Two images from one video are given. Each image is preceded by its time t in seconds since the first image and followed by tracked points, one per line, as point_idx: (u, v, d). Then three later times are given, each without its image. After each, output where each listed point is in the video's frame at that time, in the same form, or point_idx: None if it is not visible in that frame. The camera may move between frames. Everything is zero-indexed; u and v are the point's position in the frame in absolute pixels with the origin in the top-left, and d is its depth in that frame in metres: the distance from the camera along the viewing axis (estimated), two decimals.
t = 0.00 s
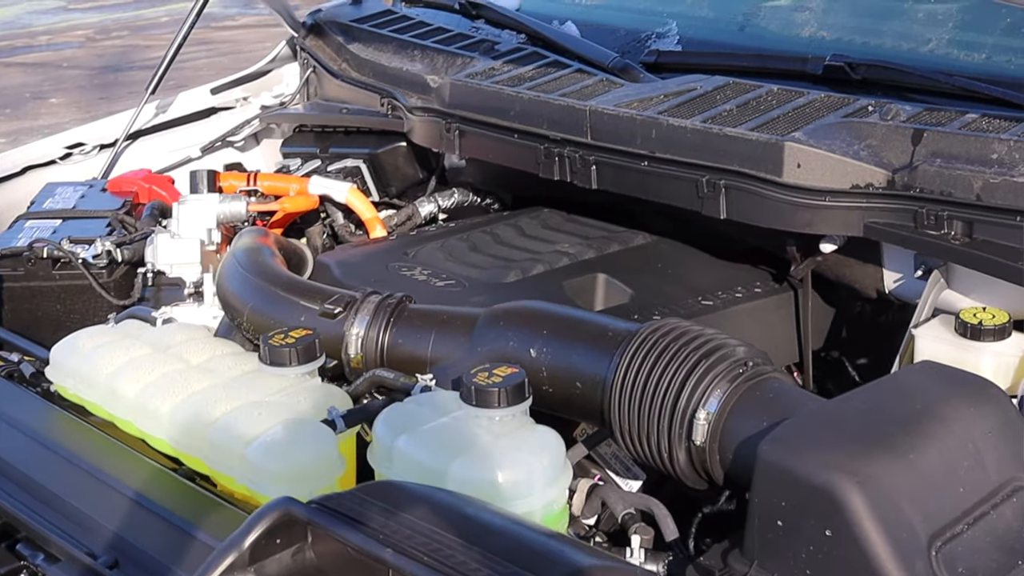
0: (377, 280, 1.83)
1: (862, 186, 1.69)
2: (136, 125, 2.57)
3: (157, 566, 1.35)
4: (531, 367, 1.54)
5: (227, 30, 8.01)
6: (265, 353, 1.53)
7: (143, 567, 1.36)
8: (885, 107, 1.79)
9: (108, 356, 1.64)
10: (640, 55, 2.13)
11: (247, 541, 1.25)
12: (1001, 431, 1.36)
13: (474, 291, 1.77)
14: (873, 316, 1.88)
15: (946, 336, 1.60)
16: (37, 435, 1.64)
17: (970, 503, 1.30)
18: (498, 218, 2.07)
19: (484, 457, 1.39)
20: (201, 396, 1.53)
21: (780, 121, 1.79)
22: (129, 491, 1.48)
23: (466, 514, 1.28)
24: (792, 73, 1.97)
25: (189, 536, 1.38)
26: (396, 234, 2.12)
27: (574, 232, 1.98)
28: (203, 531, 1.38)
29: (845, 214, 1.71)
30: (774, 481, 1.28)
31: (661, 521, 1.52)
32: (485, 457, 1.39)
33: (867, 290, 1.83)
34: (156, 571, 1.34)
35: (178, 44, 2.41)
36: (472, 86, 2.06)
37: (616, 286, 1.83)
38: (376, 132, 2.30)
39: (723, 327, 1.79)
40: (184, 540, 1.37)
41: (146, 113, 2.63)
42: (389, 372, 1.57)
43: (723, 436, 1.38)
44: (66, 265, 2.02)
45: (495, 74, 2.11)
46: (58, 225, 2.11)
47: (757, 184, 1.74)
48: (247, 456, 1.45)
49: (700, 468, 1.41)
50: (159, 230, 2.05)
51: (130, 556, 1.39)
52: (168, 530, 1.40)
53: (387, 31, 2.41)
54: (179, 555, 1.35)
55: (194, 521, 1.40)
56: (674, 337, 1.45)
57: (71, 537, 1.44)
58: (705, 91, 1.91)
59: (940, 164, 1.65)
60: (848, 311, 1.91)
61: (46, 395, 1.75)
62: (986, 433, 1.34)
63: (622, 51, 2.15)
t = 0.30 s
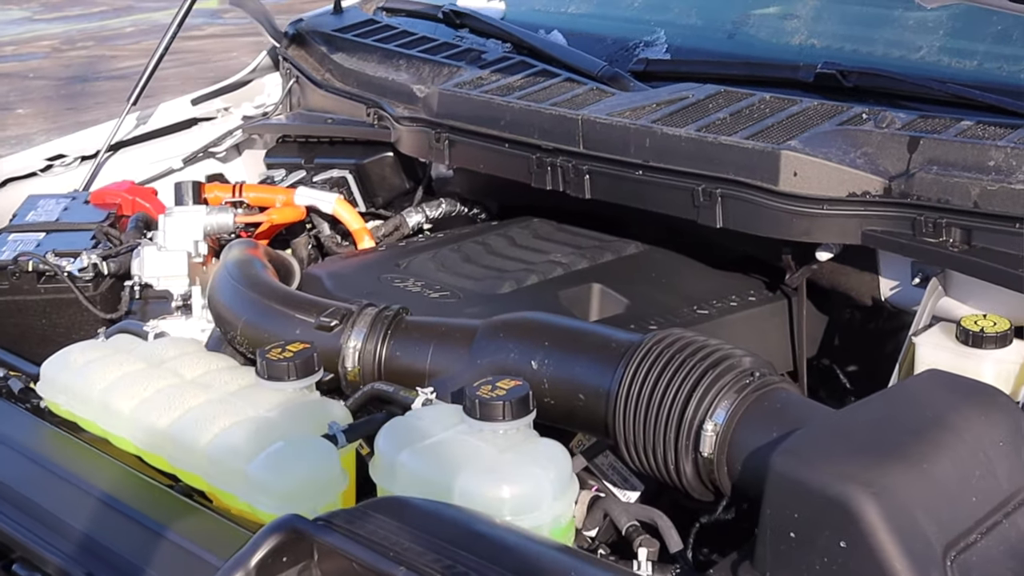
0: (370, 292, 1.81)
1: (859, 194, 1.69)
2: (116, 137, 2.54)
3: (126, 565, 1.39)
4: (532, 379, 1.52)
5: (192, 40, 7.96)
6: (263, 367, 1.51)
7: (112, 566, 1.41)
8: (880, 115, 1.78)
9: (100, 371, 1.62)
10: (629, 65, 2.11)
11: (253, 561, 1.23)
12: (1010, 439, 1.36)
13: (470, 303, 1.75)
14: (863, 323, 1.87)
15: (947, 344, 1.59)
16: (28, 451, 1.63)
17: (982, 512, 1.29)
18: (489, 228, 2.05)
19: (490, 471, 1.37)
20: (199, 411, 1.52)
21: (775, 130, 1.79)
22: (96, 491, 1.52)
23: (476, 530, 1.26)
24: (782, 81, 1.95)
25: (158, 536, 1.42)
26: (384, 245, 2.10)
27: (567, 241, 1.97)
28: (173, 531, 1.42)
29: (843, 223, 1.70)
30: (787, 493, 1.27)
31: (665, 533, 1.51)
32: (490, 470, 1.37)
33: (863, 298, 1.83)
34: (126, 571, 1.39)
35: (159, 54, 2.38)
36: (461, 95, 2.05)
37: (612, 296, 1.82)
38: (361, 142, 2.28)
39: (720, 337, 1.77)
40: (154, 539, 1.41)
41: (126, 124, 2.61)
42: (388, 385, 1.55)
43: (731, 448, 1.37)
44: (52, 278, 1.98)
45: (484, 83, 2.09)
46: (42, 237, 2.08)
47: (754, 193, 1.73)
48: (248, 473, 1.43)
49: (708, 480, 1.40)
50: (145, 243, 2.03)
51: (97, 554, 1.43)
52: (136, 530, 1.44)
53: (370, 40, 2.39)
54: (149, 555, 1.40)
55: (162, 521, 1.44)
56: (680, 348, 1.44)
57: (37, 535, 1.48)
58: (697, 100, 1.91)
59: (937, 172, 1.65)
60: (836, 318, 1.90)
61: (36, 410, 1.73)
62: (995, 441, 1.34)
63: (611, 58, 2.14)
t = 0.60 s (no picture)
0: (364, 304, 1.79)
1: (857, 203, 1.68)
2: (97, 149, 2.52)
3: (97, 566, 1.42)
4: (533, 391, 1.51)
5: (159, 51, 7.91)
6: (262, 382, 1.49)
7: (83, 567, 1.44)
8: (876, 123, 1.79)
9: (94, 387, 1.60)
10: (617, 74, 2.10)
11: None
12: (1018, 448, 1.35)
13: (465, 315, 1.73)
14: (851, 330, 1.87)
15: (948, 352, 1.57)
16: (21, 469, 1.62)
17: (994, 521, 1.29)
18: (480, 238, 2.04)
19: (496, 485, 1.35)
20: (197, 427, 1.50)
21: (770, 138, 1.78)
22: (69, 494, 1.53)
23: (485, 546, 1.25)
24: (775, 89, 1.96)
25: (130, 538, 1.43)
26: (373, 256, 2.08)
27: (559, 252, 1.95)
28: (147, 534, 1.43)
29: (843, 232, 1.70)
30: (798, 505, 1.25)
31: (670, 545, 1.49)
32: (496, 484, 1.35)
33: (859, 307, 1.81)
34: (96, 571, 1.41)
35: (143, 65, 2.36)
36: (451, 105, 2.03)
37: (607, 307, 1.81)
38: (347, 153, 2.26)
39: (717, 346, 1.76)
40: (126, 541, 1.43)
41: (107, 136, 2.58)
42: (387, 398, 1.53)
43: (739, 460, 1.35)
44: (37, 292, 1.95)
45: (473, 93, 2.08)
46: (26, 251, 2.05)
47: (751, 203, 1.73)
48: (251, 488, 1.41)
49: (714, 491, 1.39)
50: (131, 256, 2.01)
51: (68, 556, 1.46)
52: (109, 531, 1.45)
53: (355, 50, 2.37)
54: (119, 555, 1.42)
55: (137, 523, 1.45)
56: (685, 358, 1.42)
57: (19, 547, 1.50)
58: (690, 108, 1.90)
59: (935, 179, 1.65)
60: (824, 326, 1.90)
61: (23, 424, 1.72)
62: (1004, 450, 1.33)
63: (600, 67, 2.13)
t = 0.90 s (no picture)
0: (359, 315, 1.77)
1: (855, 210, 1.68)
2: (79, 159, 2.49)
3: (64, 567, 1.46)
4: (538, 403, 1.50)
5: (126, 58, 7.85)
6: (261, 396, 1.47)
7: (51, 569, 1.48)
8: (872, 130, 1.79)
9: (90, 403, 1.57)
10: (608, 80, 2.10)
11: None
12: None
13: (463, 325, 1.72)
14: (844, 336, 1.86)
15: (951, 359, 1.57)
16: (18, 488, 1.60)
17: (1008, 530, 1.28)
18: (472, 248, 2.02)
19: (507, 499, 1.34)
20: (198, 444, 1.47)
21: (767, 146, 1.78)
22: (35, 495, 1.58)
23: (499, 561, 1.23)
24: (768, 96, 1.96)
25: (96, 538, 1.48)
26: (363, 266, 2.06)
27: (553, 260, 1.94)
28: (116, 535, 1.47)
29: (842, 238, 1.69)
30: (814, 516, 1.25)
31: (676, 556, 1.46)
32: (507, 499, 1.34)
33: (855, 314, 1.81)
34: (63, 571, 1.46)
35: (126, 75, 2.33)
36: (441, 113, 2.02)
37: (604, 316, 1.79)
38: (335, 162, 2.24)
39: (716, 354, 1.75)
40: (113, 553, 1.45)
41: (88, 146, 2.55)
42: (389, 412, 1.52)
43: (750, 471, 1.35)
44: (24, 304, 1.94)
45: (464, 101, 2.06)
46: (12, 263, 2.04)
47: (749, 210, 1.72)
48: (255, 504, 1.39)
49: (724, 503, 1.38)
50: (119, 267, 1.99)
51: (31, 554, 1.51)
52: (74, 531, 1.50)
53: (341, 58, 2.35)
54: (86, 555, 1.46)
55: (102, 523, 1.49)
56: (693, 369, 1.41)
57: None
58: (685, 116, 1.89)
59: (934, 186, 1.65)
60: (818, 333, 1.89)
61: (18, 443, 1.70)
62: (1017, 458, 1.33)
63: (590, 75, 2.12)
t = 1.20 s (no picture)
0: (358, 324, 1.76)
1: (855, 214, 1.69)
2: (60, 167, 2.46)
3: (28, 562, 1.47)
4: (546, 412, 1.49)
5: (88, 61, 7.78)
6: (268, 408, 1.47)
7: (17, 565, 1.48)
8: (869, 134, 1.79)
9: (90, 417, 1.55)
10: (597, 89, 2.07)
11: None
12: None
13: (464, 333, 1.71)
14: (839, 339, 1.87)
15: (955, 362, 1.58)
16: (14, 504, 1.57)
17: None
18: (466, 254, 2.01)
19: (523, 510, 1.33)
20: (206, 459, 1.45)
21: (765, 151, 1.78)
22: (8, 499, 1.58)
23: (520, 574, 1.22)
24: (761, 100, 1.95)
25: (70, 539, 1.48)
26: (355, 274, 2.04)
27: (548, 266, 1.93)
28: (90, 536, 1.48)
29: (842, 243, 1.69)
30: (834, 524, 1.25)
31: (687, 562, 1.45)
32: (523, 510, 1.33)
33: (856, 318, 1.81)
34: (32, 569, 1.46)
35: (109, 83, 2.30)
36: (433, 120, 2.00)
37: (605, 322, 1.78)
38: (323, 169, 2.23)
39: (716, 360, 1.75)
40: (100, 561, 1.43)
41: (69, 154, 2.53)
42: (397, 424, 1.50)
43: (765, 479, 1.35)
44: (13, 317, 1.91)
45: (455, 107, 2.05)
46: None
47: (750, 215, 1.72)
48: (264, 520, 1.36)
49: (737, 511, 1.38)
50: (110, 278, 1.97)
51: None
52: (47, 532, 1.50)
53: (327, 64, 2.33)
54: (56, 554, 1.46)
55: (78, 527, 1.50)
56: (705, 376, 1.41)
57: None
58: (680, 121, 1.89)
59: (933, 191, 1.66)
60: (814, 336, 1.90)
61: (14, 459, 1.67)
62: None
63: (581, 79, 2.11)
